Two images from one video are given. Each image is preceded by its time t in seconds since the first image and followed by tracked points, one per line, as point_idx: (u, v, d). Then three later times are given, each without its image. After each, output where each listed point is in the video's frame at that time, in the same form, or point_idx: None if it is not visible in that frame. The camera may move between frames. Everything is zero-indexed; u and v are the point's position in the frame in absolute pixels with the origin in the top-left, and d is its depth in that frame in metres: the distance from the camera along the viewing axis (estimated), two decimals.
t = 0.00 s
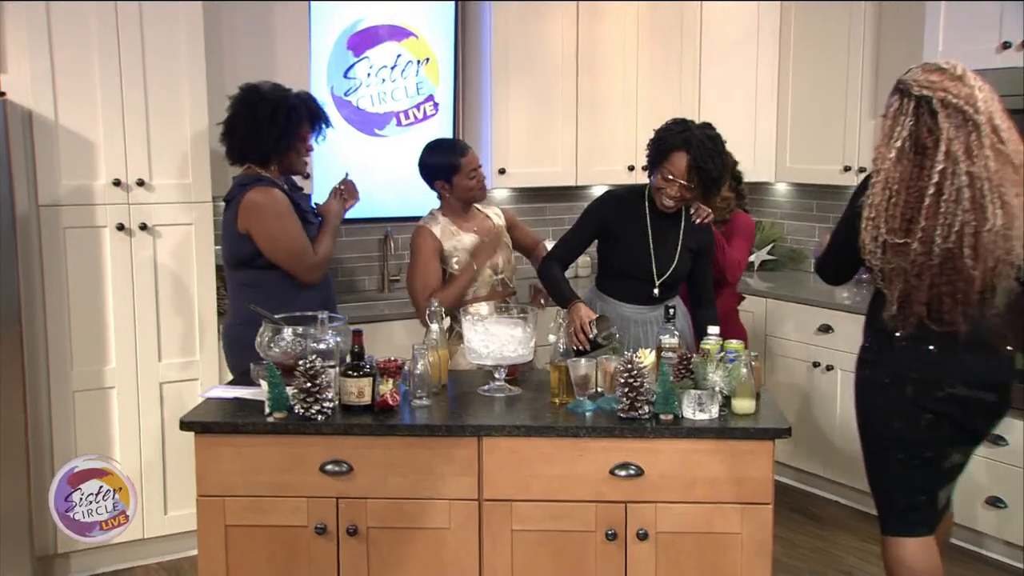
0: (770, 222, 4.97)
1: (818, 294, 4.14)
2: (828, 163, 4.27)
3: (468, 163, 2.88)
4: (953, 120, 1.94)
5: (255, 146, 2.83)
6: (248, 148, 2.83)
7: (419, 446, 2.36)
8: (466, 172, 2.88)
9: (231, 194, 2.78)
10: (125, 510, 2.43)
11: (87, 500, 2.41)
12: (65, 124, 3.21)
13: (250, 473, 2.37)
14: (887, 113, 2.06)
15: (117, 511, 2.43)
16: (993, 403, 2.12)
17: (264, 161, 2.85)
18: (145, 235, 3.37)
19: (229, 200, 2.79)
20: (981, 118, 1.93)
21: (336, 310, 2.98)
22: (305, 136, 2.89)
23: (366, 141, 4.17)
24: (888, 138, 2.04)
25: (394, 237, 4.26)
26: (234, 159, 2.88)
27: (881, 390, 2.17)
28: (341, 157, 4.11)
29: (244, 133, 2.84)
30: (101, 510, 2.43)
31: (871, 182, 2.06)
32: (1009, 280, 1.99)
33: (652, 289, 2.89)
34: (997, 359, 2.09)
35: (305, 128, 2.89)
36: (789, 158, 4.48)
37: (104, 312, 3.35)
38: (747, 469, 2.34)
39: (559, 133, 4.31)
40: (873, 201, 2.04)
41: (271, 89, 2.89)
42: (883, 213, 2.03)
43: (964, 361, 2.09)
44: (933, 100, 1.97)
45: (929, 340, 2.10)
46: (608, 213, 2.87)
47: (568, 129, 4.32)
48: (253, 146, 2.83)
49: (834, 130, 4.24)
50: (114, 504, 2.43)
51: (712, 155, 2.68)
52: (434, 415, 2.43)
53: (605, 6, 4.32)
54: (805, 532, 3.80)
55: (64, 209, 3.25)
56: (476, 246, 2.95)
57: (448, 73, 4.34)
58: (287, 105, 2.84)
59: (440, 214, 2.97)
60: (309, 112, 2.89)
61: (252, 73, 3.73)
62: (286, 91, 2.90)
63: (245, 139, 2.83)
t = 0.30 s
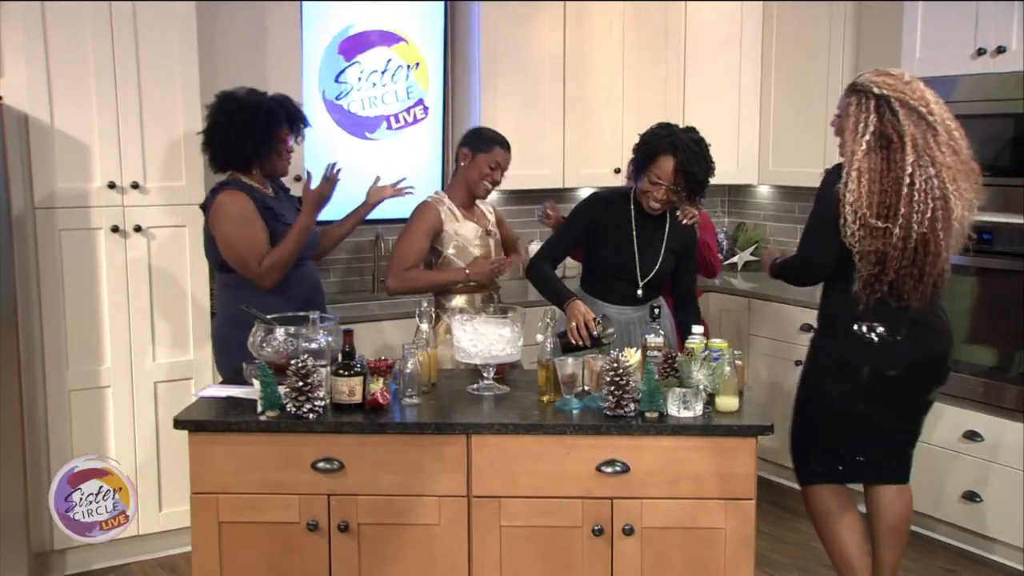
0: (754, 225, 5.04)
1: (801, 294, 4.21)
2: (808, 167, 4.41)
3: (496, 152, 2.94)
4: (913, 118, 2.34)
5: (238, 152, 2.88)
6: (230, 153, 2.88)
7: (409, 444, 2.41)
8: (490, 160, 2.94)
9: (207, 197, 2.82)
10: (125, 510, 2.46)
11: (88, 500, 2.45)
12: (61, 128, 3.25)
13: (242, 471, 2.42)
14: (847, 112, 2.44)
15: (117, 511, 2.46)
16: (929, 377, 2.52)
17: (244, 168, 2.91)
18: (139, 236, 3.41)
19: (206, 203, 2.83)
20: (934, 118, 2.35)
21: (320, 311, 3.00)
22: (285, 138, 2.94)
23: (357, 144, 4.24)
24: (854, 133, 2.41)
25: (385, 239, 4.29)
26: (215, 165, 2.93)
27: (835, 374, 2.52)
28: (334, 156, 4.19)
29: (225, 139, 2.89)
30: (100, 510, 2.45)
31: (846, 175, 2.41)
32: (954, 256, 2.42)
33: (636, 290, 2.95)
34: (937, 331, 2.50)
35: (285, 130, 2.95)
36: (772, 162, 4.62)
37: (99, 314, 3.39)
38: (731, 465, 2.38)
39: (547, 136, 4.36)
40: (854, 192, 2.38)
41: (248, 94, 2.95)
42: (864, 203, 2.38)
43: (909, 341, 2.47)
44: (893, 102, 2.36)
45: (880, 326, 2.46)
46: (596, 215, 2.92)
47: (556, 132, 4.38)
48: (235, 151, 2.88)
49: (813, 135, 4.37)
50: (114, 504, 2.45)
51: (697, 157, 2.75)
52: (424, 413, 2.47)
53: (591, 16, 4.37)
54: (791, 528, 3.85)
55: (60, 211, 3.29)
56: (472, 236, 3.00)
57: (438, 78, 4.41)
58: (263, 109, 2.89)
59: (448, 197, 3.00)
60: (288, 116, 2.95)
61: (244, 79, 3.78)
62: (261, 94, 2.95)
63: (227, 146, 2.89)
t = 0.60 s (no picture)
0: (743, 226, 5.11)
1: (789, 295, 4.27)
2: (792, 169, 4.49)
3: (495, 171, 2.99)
4: (866, 127, 2.62)
5: (233, 156, 2.91)
6: (225, 157, 2.92)
7: (403, 442, 2.44)
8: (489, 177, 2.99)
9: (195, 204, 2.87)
10: (125, 510, 2.50)
11: (88, 500, 2.48)
12: (59, 130, 3.29)
13: (238, 469, 2.45)
14: (806, 122, 2.71)
15: (117, 511, 2.50)
16: (870, 363, 2.84)
17: (238, 173, 2.94)
18: (136, 238, 3.45)
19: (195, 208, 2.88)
20: (884, 123, 2.64)
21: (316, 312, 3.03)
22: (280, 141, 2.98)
23: (352, 147, 4.28)
24: (817, 143, 2.67)
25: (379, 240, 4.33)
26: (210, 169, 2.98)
27: (784, 361, 2.88)
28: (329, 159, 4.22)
29: (220, 142, 2.94)
30: (100, 510, 2.49)
31: (817, 182, 2.67)
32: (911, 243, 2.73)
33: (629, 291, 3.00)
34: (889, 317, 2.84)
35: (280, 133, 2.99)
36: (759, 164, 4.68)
37: (97, 314, 3.43)
38: (719, 462, 2.42)
39: (539, 138, 4.40)
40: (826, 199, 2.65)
41: (241, 97, 2.98)
42: (837, 207, 2.64)
43: (855, 330, 2.79)
44: (848, 113, 2.64)
45: (826, 318, 2.79)
46: (588, 216, 2.96)
47: (548, 135, 4.42)
48: (229, 156, 2.91)
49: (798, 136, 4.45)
50: (114, 504, 2.49)
51: (690, 160, 2.79)
52: (417, 412, 2.51)
53: (583, 18, 4.42)
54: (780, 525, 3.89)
55: (58, 212, 3.33)
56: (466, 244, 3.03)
57: (431, 81, 4.46)
58: (256, 114, 2.93)
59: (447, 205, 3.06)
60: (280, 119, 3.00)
61: (240, 82, 3.82)
62: (254, 98, 2.99)
63: (218, 150, 2.93)
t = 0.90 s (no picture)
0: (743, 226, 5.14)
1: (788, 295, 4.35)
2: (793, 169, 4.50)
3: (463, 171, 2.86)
4: (825, 128, 2.74)
5: (239, 157, 2.90)
6: (230, 159, 2.90)
7: (403, 442, 2.45)
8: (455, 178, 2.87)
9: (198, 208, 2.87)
10: (125, 510, 2.50)
11: (87, 500, 2.48)
12: (60, 130, 3.29)
13: (239, 469, 2.46)
14: (767, 118, 2.83)
15: (117, 511, 2.50)
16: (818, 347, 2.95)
17: (244, 172, 2.93)
18: (136, 238, 3.46)
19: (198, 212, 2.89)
20: (841, 127, 2.75)
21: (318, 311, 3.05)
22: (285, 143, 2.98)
23: (352, 147, 4.27)
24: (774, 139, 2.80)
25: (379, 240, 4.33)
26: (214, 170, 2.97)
27: (749, 342, 2.95)
28: (329, 160, 4.22)
29: (226, 142, 2.92)
30: (100, 510, 2.49)
31: (769, 175, 2.80)
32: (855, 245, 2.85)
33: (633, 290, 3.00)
34: (830, 311, 2.95)
35: (286, 135, 2.99)
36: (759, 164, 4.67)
37: (98, 314, 3.43)
38: (719, 462, 2.42)
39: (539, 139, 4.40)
40: (775, 192, 2.77)
41: (247, 98, 2.97)
42: (783, 201, 2.77)
43: (807, 314, 2.91)
44: (808, 112, 2.76)
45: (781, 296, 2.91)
46: (591, 215, 2.96)
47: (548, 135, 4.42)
48: (234, 157, 2.90)
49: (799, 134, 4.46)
50: (114, 504, 2.49)
51: (696, 159, 2.78)
52: (417, 411, 2.51)
53: (583, 18, 4.42)
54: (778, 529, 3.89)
55: (58, 213, 3.33)
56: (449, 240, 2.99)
57: (431, 82, 4.46)
58: (264, 114, 2.93)
59: (426, 202, 3.01)
60: (287, 120, 2.99)
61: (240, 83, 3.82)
62: (261, 99, 2.98)
63: (223, 151, 2.91)
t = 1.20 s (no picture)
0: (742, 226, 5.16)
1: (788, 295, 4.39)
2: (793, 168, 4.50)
3: (463, 164, 2.85)
4: (805, 128, 3.06)
5: (268, 157, 2.90)
6: (257, 159, 2.89)
7: (403, 442, 2.45)
8: (459, 170, 2.86)
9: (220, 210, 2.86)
10: (124, 510, 2.50)
11: (87, 500, 2.49)
12: (60, 131, 3.30)
13: (239, 469, 2.46)
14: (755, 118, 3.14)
15: (117, 511, 2.50)
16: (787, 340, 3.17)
17: (270, 169, 2.92)
18: (136, 238, 3.46)
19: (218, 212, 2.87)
20: (817, 128, 3.09)
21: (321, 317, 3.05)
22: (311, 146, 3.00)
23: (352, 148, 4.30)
24: (766, 135, 3.09)
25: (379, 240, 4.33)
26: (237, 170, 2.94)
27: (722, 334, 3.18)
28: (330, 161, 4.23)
29: (255, 141, 2.90)
30: (100, 510, 2.49)
31: (760, 170, 3.08)
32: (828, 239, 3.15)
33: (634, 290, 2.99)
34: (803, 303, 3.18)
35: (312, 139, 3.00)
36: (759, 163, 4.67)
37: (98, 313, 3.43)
38: (719, 462, 2.42)
39: (539, 139, 4.40)
40: (767, 184, 3.05)
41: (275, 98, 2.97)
42: (774, 192, 3.04)
43: (777, 312, 3.13)
44: (791, 113, 3.08)
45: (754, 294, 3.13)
46: (593, 214, 2.96)
47: (548, 134, 4.42)
48: (262, 158, 2.89)
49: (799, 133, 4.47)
50: (114, 504, 2.49)
51: (700, 160, 2.78)
52: (417, 411, 2.51)
53: (582, 19, 4.42)
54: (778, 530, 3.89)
55: (58, 213, 3.33)
56: (447, 238, 3.01)
57: (431, 82, 4.46)
58: (300, 115, 2.94)
59: (430, 199, 3.01)
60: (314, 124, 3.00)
61: (240, 83, 3.82)
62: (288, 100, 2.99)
63: (250, 147, 2.90)
